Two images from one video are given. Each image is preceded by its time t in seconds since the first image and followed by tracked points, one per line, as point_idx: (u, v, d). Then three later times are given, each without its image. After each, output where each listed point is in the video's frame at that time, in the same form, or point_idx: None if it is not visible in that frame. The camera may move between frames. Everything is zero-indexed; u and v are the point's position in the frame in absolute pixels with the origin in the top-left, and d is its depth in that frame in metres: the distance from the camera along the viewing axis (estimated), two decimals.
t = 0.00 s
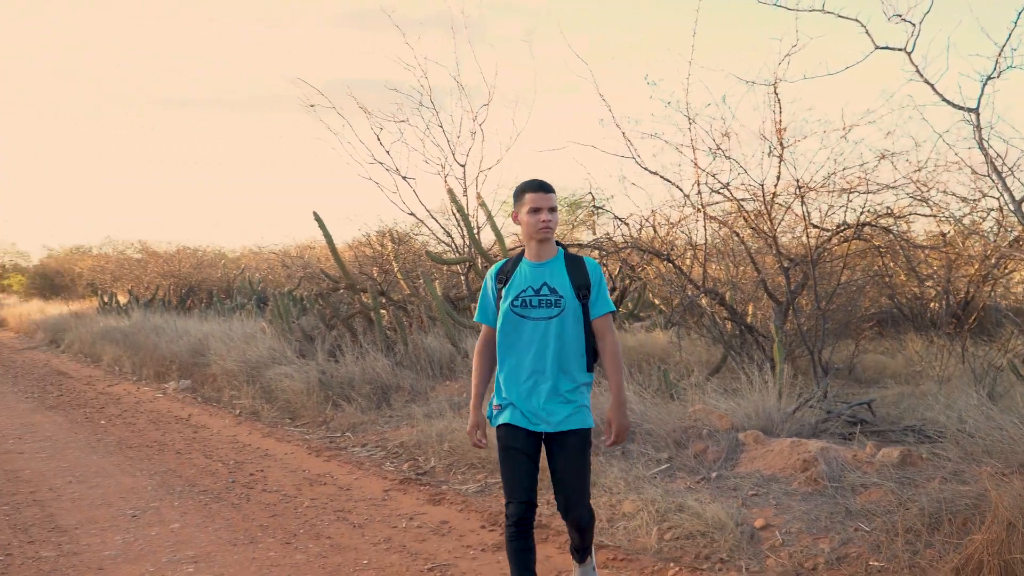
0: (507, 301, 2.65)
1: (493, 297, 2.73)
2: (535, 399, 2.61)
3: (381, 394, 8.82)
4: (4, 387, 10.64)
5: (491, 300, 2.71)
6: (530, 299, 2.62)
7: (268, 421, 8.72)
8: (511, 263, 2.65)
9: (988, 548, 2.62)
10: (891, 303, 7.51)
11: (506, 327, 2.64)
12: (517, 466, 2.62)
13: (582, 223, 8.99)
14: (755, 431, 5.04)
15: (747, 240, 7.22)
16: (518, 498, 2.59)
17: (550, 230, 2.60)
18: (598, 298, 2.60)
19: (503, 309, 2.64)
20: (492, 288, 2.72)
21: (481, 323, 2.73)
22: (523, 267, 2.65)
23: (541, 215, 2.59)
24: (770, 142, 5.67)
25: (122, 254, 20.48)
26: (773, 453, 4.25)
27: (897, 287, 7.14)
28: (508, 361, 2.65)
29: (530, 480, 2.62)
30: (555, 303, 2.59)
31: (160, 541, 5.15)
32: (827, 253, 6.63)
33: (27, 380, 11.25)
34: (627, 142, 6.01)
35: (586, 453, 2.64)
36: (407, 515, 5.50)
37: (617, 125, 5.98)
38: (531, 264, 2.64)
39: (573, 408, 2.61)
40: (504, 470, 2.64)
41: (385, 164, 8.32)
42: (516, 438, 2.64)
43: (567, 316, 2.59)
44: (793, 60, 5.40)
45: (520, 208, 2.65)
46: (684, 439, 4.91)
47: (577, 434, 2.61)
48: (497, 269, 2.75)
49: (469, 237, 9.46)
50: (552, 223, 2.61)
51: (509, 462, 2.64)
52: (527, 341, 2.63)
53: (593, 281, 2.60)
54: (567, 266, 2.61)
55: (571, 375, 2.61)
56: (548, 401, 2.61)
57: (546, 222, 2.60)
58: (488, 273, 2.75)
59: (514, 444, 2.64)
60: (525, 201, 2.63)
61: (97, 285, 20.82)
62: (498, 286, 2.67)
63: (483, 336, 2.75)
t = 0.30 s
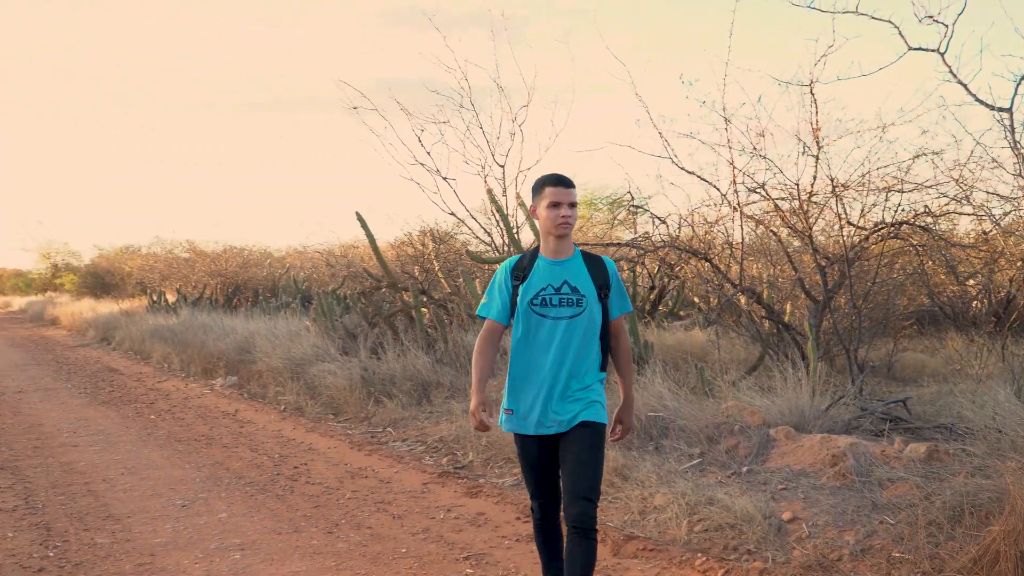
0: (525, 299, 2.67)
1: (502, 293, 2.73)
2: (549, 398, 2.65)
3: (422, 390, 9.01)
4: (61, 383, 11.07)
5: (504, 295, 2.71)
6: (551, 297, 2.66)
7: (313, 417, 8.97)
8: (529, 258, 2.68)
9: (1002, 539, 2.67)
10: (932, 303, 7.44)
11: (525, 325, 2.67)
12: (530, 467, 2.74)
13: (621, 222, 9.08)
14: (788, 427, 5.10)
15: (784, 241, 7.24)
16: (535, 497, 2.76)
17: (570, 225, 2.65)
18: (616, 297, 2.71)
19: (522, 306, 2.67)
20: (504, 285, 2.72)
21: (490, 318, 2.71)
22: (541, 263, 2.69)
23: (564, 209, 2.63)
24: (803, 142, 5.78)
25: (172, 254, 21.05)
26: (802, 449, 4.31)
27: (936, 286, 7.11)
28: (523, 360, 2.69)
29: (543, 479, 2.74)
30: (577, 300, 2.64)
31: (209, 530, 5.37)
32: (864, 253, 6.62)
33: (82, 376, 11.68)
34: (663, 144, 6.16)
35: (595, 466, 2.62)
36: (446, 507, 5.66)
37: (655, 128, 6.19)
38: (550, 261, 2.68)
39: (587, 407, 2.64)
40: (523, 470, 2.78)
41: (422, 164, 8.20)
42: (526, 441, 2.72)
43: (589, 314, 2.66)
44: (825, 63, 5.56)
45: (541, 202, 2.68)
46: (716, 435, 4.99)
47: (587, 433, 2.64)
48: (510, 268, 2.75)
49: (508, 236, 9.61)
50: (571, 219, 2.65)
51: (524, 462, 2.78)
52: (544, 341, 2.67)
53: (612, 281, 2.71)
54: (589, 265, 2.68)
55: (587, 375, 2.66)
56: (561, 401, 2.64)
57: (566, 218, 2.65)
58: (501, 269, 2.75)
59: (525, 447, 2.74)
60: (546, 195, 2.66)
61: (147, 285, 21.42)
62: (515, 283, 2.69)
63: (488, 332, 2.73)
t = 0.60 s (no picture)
0: (550, 303, 2.63)
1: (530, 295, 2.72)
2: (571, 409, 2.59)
3: (456, 387, 9.17)
4: (107, 379, 11.44)
5: (529, 297, 2.69)
6: (575, 302, 2.61)
7: (350, 413, 9.19)
8: (557, 260, 2.64)
9: (1016, 532, 2.76)
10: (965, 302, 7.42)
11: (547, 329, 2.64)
12: (545, 484, 2.64)
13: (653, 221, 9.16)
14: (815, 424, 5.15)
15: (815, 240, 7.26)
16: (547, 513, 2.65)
17: (605, 230, 2.59)
18: (645, 308, 2.60)
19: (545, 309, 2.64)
20: (532, 287, 2.70)
21: (515, 321, 2.70)
22: (569, 266, 2.65)
23: (601, 213, 2.57)
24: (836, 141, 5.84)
25: (212, 254, 21.50)
26: (828, 445, 4.37)
27: (969, 286, 7.09)
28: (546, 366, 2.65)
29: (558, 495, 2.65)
30: (600, 307, 2.58)
31: (251, 520, 5.58)
32: (895, 254, 6.61)
33: (127, 372, 12.05)
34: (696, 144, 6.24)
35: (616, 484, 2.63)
36: (478, 501, 5.80)
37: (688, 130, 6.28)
38: (578, 265, 2.63)
39: (609, 422, 2.58)
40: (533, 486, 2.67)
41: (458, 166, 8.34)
42: (545, 454, 2.63)
43: (613, 323, 2.59)
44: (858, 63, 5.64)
45: (577, 204, 2.62)
46: (744, 432, 5.06)
47: (609, 449, 2.59)
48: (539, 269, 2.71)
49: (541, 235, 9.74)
50: (606, 224, 2.60)
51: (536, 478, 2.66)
52: (567, 348, 2.62)
53: (641, 291, 2.61)
54: (616, 271, 2.61)
55: (610, 388, 2.60)
56: (583, 413, 2.58)
57: (600, 223, 2.59)
58: (530, 270, 2.73)
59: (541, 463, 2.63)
60: (583, 197, 2.60)
61: (190, 284, 21.94)
62: (541, 285, 2.66)
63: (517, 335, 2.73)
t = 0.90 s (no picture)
0: (560, 306, 2.68)
1: (541, 298, 2.78)
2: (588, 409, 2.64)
3: (476, 384, 9.32)
4: (136, 376, 11.71)
5: (539, 300, 2.76)
6: (585, 304, 2.66)
7: (372, 409, 9.37)
8: (565, 261, 2.71)
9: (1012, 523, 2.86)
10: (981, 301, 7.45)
11: (557, 331, 2.69)
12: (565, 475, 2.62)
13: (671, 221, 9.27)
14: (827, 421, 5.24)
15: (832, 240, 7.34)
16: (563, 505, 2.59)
17: (611, 227, 2.65)
18: (654, 304, 2.63)
19: (554, 312, 2.69)
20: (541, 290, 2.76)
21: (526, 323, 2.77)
22: (577, 268, 2.70)
23: (607, 209, 2.63)
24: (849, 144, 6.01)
25: (237, 253, 21.83)
26: (837, 441, 4.47)
27: (985, 285, 7.13)
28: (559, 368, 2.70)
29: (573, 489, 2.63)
30: (610, 309, 2.63)
31: (276, 511, 5.77)
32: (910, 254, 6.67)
33: (155, 370, 12.33)
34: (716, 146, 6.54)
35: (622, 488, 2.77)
36: (495, 494, 5.94)
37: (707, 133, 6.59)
38: (586, 266, 2.69)
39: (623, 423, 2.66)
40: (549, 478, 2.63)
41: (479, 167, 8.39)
42: (562, 445, 2.64)
43: (623, 324, 2.64)
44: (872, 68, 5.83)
45: (582, 202, 2.68)
46: (756, 428, 5.16)
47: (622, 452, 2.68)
48: (547, 271, 2.77)
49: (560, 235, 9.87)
50: (612, 220, 2.66)
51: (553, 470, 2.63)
52: (579, 350, 2.67)
53: (650, 290, 2.65)
54: (624, 271, 2.65)
55: (624, 390, 2.67)
56: (600, 413, 2.64)
57: (606, 220, 2.65)
58: (538, 273, 2.79)
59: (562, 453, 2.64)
60: (588, 194, 2.66)
61: (216, 284, 22.29)
62: (549, 288, 2.72)
63: (528, 338, 2.81)
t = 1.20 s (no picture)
0: (543, 311, 2.64)
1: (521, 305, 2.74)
2: (578, 417, 2.60)
3: (486, 381, 9.44)
4: (152, 374, 11.89)
5: (521, 306, 2.72)
6: (568, 308, 2.62)
7: (384, 406, 9.52)
8: (544, 265, 2.68)
9: (998, 512, 2.99)
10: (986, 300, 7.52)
11: (542, 336, 2.65)
12: (554, 489, 2.59)
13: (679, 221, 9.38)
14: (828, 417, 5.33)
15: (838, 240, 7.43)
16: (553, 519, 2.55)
17: (588, 227, 2.62)
18: (638, 305, 2.62)
19: (537, 316, 2.65)
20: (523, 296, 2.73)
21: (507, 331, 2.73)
22: (557, 270, 2.67)
23: (582, 209, 2.60)
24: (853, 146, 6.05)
25: (251, 253, 22.02)
26: (836, 436, 4.56)
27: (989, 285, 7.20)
28: (545, 375, 2.66)
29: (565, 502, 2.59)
30: (594, 311, 2.60)
31: (290, 503, 5.91)
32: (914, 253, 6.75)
33: (170, 368, 12.51)
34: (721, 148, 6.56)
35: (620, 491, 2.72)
36: (503, 488, 6.06)
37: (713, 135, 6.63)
38: (567, 268, 2.66)
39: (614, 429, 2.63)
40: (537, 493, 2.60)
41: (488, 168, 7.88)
42: (552, 458, 2.60)
43: (608, 326, 2.61)
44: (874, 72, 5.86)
45: (559, 203, 2.66)
46: (757, 424, 5.26)
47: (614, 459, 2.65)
48: (527, 276, 2.74)
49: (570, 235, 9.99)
50: (589, 219, 2.63)
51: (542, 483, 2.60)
52: (565, 354, 2.63)
53: (634, 290, 2.63)
54: (606, 272, 2.63)
55: (613, 394, 2.64)
56: (590, 420, 2.60)
57: (583, 219, 2.62)
58: (518, 279, 2.75)
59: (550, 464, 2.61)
60: (563, 195, 2.64)
61: (230, 284, 22.51)
62: (530, 292, 2.69)
63: (511, 346, 2.76)
